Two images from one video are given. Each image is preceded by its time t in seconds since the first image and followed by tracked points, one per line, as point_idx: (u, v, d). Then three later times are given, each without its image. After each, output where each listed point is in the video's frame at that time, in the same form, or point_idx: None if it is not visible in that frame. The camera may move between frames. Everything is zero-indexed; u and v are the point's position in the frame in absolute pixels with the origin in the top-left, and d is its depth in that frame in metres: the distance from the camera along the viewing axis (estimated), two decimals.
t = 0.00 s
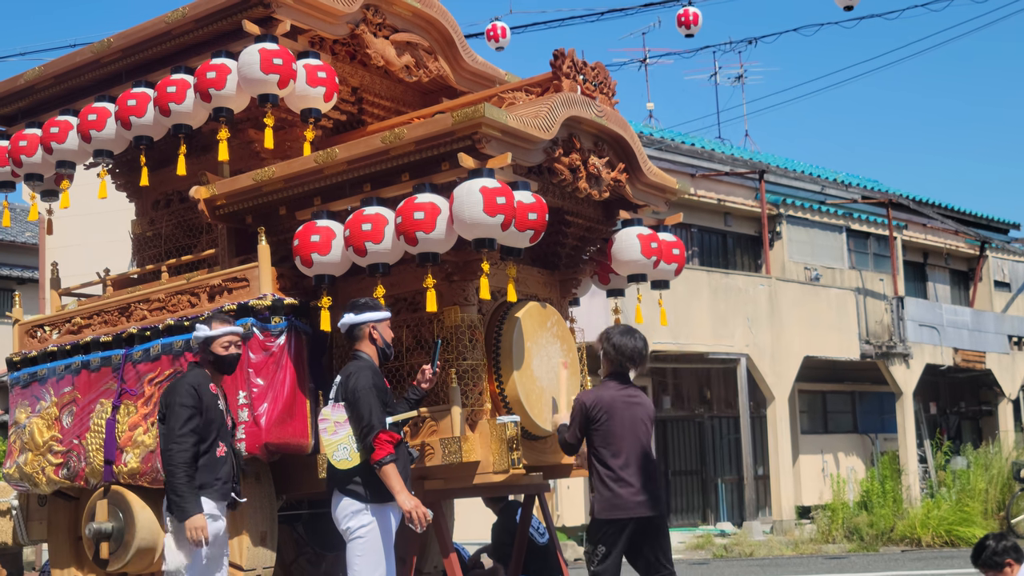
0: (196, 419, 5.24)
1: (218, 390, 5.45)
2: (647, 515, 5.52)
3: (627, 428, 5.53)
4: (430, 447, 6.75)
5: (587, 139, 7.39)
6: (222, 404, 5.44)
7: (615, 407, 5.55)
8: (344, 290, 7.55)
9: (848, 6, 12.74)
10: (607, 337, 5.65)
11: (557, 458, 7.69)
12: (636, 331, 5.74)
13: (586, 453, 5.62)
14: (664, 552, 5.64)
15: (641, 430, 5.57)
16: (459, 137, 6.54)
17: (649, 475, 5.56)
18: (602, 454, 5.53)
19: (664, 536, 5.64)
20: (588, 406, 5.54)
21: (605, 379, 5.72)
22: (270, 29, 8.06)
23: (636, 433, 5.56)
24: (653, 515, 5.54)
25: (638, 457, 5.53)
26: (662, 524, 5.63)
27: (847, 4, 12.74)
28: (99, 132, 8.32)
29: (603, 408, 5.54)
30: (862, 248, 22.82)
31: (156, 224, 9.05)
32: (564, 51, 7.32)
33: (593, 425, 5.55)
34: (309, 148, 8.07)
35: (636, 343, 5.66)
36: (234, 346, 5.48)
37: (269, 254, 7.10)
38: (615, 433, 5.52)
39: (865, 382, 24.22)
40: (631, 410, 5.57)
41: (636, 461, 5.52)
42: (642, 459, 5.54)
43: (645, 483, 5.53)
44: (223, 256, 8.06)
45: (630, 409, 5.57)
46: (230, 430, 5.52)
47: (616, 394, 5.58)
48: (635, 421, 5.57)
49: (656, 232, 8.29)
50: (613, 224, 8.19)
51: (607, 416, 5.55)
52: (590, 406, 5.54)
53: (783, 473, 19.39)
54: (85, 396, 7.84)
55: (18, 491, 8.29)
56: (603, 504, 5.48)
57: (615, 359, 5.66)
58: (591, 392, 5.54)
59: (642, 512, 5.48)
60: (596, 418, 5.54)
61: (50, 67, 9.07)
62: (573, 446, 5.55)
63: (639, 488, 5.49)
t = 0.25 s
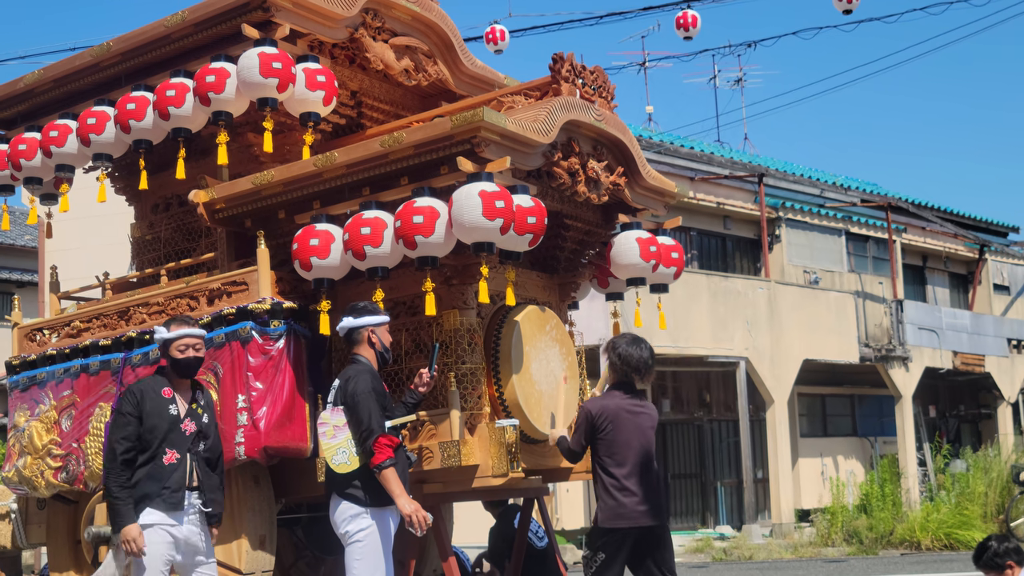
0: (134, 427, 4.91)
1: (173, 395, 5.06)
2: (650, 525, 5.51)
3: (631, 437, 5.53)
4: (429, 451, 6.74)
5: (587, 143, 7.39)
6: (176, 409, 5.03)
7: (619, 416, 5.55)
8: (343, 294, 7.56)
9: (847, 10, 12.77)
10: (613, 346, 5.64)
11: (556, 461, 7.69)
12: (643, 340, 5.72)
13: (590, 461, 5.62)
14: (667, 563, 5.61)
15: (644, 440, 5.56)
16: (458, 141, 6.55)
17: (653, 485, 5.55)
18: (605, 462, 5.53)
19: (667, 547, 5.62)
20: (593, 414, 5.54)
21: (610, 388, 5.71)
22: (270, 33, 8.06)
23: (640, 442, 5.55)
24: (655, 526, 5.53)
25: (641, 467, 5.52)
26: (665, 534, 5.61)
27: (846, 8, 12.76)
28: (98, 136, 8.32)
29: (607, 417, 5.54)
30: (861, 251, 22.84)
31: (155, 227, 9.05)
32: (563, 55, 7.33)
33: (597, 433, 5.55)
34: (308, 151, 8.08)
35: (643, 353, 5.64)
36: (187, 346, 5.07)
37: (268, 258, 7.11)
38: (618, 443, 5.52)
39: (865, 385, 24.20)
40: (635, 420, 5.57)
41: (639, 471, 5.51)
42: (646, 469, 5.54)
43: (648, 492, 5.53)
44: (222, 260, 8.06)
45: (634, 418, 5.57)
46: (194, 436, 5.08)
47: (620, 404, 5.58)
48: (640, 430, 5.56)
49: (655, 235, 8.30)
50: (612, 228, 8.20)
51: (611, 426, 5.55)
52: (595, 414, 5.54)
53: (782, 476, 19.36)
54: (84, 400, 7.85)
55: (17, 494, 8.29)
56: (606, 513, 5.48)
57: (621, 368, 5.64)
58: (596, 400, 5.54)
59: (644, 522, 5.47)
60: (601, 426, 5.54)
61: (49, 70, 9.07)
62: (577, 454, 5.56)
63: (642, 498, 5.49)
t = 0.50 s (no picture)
0: (95, 427, 4.72)
1: (139, 394, 4.79)
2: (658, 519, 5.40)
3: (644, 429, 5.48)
4: (428, 454, 6.74)
5: (585, 146, 7.40)
6: (140, 409, 4.74)
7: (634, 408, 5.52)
8: (342, 296, 7.57)
9: (846, 12, 12.79)
10: (638, 337, 5.60)
11: (555, 464, 7.69)
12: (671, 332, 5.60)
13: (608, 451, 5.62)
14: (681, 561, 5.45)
15: (661, 433, 5.47)
16: (457, 143, 6.55)
17: (668, 480, 5.45)
18: (617, 450, 5.53)
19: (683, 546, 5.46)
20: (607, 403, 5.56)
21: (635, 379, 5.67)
22: (269, 35, 8.06)
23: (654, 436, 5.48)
24: (666, 522, 5.41)
25: (653, 460, 5.45)
26: (682, 531, 5.46)
27: (845, 10, 12.78)
28: (97, 138, 8.32)
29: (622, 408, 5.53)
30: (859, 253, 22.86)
31: (154, 230, 9.05)
32: (561, 57, 7.34)
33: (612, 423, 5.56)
34: (307, 154, 8.08)
35: (668, 345, 5.54)
36: (136, 340, 4.71)
37: (266, 260, 7.11)
38: (631, 433, 5.49)
39: (863, 388, 24.20)
40: (651, 413, 5.51)
41: (649, 464, 5.44)
42: (659, 462, 5.45)
43: (660, 487, 5.43)
44: (221, 262, 8.07)
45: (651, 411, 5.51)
46: (156, 437, 4.71)
47: (638, 395, 5.54)
48: (656, 423, 5.50)
49: (654, 238, 8.29)
50: (611, 230, 8.20)
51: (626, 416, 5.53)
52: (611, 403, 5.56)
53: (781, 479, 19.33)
54: (83, 403, 7.84)
55: (15, 497, 8.29)
56: (615, 501, 5.47)
57: (647, 361, 5.56)
58: (614, 388, 5.55)
59: (651, 515, 5.39)
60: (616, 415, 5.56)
61: (48, 73, 9.08)
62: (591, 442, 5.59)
63: (650, 491, 5.42)
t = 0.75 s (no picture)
0: (89, 430, 5.17)
1: (119, 401, 5.09)
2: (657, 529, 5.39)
3: (651, 438, 5.47)
4: (427, 456, 6.74)
5: (584, 148, 7.40)
6: (116, 415, 5.05)
7: (639, 416, 5.53)
8: (341, 299, 7.58)
9: (845, 15, 12.80)
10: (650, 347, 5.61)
11: (554, 466, 7.69)
12: (685, 344, 5.59)
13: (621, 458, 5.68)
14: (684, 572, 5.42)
15: (667, 444, 5.44)
16: (455, 146, 6.55)
17: (672, 491, 5.43)
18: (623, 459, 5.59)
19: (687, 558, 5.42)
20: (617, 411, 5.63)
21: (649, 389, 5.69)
22: (267, 38, 8.06)
23: (658, 445, 5.46)
24: (667, 532, 5.39)
25: (657, 471, 5.44)
26: (685, 542, 5.42)
27: (843, 13, 12.80)
28: (96, 140, 8.33)
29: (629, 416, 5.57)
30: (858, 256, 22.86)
31: (153, 232, 9.05)
32: (560, 60, 7.34)
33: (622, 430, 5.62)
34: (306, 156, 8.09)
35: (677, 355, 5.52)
36: (100, 352, 4.98)
37: (266, 262, 7.12)
38: (637, 442, 5.51)
39: (863, 390, 24.21)
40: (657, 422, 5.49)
41: (651, 474, 5.44)
42: (662, 472, 5.43)
43: (662, 497, 5.42)
44: (220, 264, 8.07)
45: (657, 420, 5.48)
46: (121, 444, 4.95)
47: (646, 403, 5.55)
48: (661, 433, 5.46)
49: (653, 240, 8.29)
50: (610, 233, 8.20)
51: (633, 425, 5.55)
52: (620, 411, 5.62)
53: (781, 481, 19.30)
54: (83, 404, 7.83)
55: (14, 499, 8.29)
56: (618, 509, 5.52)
57: (657, 371, 5.57)
58: (623, 398, 5.61)
59: (650, 525, 5.39)
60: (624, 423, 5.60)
61: (47, 75, 9.08)
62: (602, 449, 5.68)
63: (649, 500, 5.43)
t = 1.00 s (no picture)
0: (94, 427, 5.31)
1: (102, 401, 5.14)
2: (654, 527, 5.42)
3: (645, 439, 5.41)
4: (426, 457, 6.74)
5: (584, 150, 7.40)
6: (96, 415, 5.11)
7: (632, 418, 5.42)
8: (340, 300, 7.58)
9: (844, 17, 12.81)
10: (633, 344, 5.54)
11: (554, 468, 7.69)
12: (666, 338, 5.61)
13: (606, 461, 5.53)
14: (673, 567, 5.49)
15: (659, 442, 5.43)
16: (455, 147, 6.56)
17: (664, 488, 5.44)
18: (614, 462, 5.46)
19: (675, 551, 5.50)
20: (608, 416, 5.43)
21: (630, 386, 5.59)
22: (267, 40, 8.07)
23: (654, 446, 5.43)
24: (660, 529, 5.43)
25: (651, 470, 5.42)
26: (674, 536, 5.49)
27: (843, 15, 12.81)
28: (96, 142, 8.34)
29: (622, 420, 5.43)
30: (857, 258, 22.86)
31: (153, 234, 9.06)
32: (560, 62, 7.35)
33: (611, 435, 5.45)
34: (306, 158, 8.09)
35: (662, 352, 5.52)
36: (81, 353, 5.09)
37: (265, 264, 7.12)
38: (629, 444, 5.41)
39: (862, 392, 24.22)
40: (650, 422, 5.44)
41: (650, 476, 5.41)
42: (657, 470, 5.42)
43: (656, 494, 5.42)
44: (219, 266, 8.07)
45: (650, 421, 5.43)
46: (93, 444, 5.00)
47: (636, 404, 5.45)
48: (655, 433, 5.42)
49: (652, 242, 8.30)
50: (609, 234, 8.20)
51: (626, 428, 5.42)
52: (611, 415, 5.43)
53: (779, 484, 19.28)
54: (82, 406, 7.82)
55: (13, 500, 8.29)
56: (610, 511, 5.43)
57: (645, 367, 5.53)
58: (611, 402, 5.43)
59: (648, 524, 5.39)
60: (615, 427, 5.43)
61: (47, 76, 9.08)
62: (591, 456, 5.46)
63: (645, 501, 5.40)
